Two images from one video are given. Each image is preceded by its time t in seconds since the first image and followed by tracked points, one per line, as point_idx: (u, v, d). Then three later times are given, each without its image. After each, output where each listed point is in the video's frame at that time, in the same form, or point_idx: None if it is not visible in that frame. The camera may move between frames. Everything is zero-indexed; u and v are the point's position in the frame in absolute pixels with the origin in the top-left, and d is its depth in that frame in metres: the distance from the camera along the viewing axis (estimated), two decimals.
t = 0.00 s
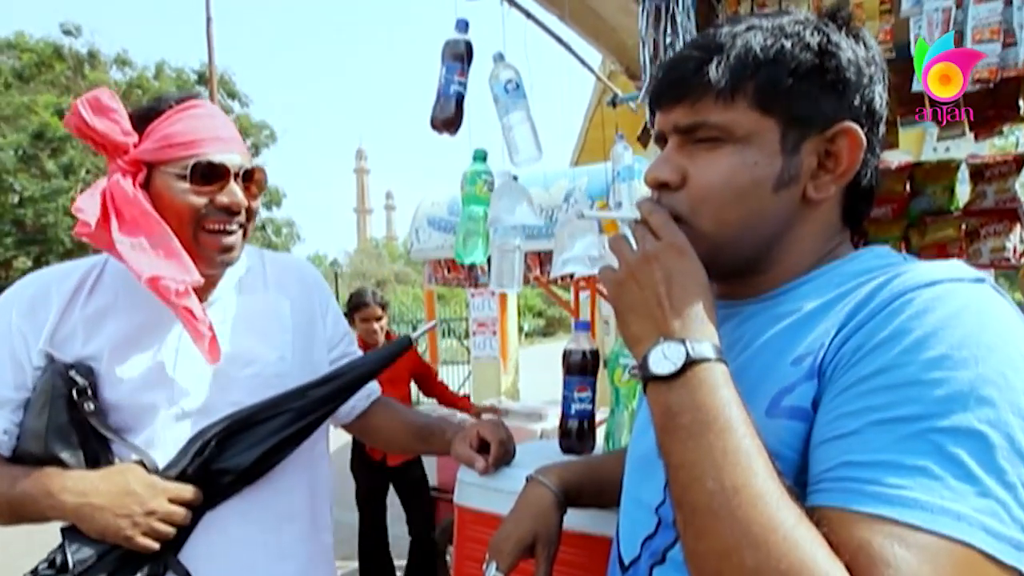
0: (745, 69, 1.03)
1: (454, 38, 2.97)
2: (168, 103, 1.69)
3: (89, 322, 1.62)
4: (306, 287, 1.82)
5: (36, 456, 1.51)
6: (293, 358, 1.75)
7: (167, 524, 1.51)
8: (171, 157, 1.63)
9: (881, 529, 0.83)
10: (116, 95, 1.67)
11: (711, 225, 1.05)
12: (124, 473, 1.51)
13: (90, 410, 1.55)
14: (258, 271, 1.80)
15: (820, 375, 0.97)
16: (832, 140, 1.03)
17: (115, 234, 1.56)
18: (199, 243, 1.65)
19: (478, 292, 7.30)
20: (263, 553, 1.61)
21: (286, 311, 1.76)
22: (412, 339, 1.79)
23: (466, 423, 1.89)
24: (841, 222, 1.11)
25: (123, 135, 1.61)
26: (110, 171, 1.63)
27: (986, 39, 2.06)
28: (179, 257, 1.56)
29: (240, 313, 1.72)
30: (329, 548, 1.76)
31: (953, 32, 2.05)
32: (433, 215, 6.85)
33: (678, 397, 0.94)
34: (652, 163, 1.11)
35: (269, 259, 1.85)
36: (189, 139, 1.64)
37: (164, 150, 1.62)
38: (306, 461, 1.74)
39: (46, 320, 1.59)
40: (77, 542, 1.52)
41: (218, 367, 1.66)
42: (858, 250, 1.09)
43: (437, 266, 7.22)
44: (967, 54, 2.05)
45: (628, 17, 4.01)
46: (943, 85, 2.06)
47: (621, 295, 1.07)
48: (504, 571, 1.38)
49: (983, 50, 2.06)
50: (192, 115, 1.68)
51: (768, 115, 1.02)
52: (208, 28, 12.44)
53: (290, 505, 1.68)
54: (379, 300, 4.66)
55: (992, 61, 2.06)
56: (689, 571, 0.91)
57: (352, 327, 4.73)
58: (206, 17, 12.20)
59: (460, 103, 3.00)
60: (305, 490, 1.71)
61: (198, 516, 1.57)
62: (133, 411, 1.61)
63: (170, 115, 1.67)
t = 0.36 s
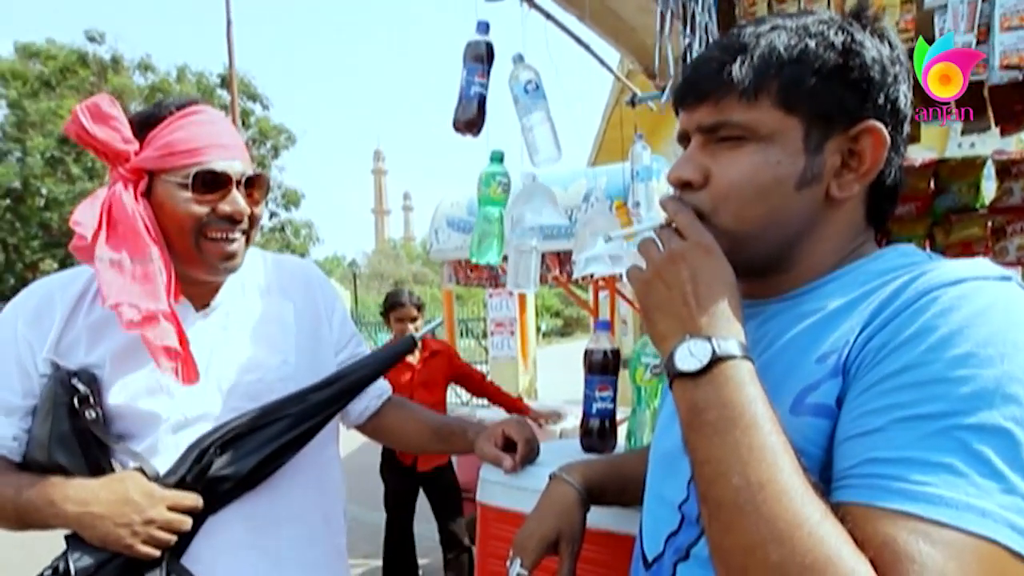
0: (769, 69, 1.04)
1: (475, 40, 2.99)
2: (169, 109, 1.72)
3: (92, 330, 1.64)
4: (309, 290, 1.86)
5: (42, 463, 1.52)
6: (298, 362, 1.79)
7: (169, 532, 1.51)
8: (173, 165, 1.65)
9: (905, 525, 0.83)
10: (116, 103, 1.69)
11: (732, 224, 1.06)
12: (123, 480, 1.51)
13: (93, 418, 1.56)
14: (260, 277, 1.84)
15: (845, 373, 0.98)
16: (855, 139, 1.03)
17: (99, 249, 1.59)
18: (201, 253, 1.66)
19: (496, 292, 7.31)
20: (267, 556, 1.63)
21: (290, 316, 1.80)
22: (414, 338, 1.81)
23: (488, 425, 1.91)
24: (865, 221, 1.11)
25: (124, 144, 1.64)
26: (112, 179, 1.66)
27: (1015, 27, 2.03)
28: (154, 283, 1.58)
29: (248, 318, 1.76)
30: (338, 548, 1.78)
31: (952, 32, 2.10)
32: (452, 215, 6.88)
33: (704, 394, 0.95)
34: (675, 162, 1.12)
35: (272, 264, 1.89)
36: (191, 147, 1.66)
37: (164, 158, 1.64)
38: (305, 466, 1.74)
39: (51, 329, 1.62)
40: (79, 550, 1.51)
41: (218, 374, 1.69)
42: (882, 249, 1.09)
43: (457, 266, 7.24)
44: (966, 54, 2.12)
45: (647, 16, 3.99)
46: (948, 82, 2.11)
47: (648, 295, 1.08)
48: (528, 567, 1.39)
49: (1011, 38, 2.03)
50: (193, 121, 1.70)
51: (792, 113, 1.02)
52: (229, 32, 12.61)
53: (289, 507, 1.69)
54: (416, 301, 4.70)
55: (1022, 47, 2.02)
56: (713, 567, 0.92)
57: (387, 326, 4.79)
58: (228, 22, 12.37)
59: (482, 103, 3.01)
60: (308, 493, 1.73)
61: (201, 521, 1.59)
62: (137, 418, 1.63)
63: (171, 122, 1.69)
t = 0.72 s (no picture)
0: (786, 63, 1.04)
1: (489, 37, 3.00)
2: (216, 106, 1.73)
3: (137, 324, 1.67)
4: (347, 286, 1.86)
5: (89, 452, 1.54)
6: (334, 357, 1.80)
7: (209, 520, 1.53)
8: (217, 162, 1.66)
9: (919, 518, 0.83)
10: (165, 101, 1.71)
11: (747, 218, 1.06)
12: (166, 469, 1.52)
13: (138, 408, 1.59)
14: (299, 271, 1.85)
15: (861, 367, 0.98)
16: (873, 134, 1.03)
17: (142, 243, 1.63)
18: (245, 248, 1.68)
19: (508, 288, 7.33)
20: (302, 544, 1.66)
21: (327, 312, 1.81)
22: (446, 326, 1.82)
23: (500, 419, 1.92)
24: (882, 216, 1.10)
25: (170, 140, 1.65)
26: (159, 175, 1.68)
27: None
28: (190, 280, 1.61)
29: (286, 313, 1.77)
30: (367, 541, 1.80)
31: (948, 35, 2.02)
32: (465, 212, 6.91)
33: (719, 386, 0.95)
34: (690, 156, 1.12)
35: (311, 259, 1.89)
36: (237, 145, 1.67)
37: (210, 155, 1.65)
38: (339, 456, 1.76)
39: (98, 322, 1.65)
40: (124, 538, 1.54)
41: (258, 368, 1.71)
42: (898, 244, 1.09)
43: (470, 262, 7.23)
44: (963, 55, 2.02)
45: (662, 12, 3.98)
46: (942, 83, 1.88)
47: (663, 288, 1.09)
48: (541, 561, 1.39)
49: None
50: (239, 118, 1.71)
51: (808, 108, 1.02)
52: (242, 31, 12.71)
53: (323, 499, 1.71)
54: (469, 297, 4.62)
55: None
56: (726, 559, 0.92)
57: (437, 315, 4.88)
58: (241, 21, 12.46)
59: (494, 102, 3.01)
60: (342, 485, 1.75)
61: (240, 509, 1.61)
62: (182, 410, 1.65)
63: (218, 119, 1.70)
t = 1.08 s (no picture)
0: (782, 58, 1.03)
1: (497, 33, 2.99)
2: (254, 106, 1.74)
3: (170, 320, 1.68)
4: (376, 285, 1.85)
5: (123, 445, 1.55)
6: (362, 355, 1.79)
7: (243, 516, 1.54)
8: (255, 162, 1.67)
9: (922, 512, 0.82)
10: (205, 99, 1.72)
11: (750, 215, 1.05)
12: (200, 465, 1.53)
13: (172, 404, 1.60)
14: (330, 269, 1.84)
15: (871, 361, 0.96)
16: (876, 126, 1.01)
17: (181, 242, 1.62)
18: (279, 246, 1.67)
19: (515, 286, 7.33)
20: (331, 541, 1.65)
21: (356, 311, 1.79)
22: (476, 327, 1.80)
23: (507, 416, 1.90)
24: (889, 211, 1.08)
25: (210, 139, 1.65)
26: (197, 173, 1.68)
27: None
28: (231, 279, 1.61)
29: (312, 310, 1.76)
30: (389, 540, 1.80)
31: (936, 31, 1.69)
32: (472, 210, 6.92)
33: (721, 380, 0.94)
34: (693, 154, 1.11)
35: (340, 257, 1.88)
36: (274, 145, 1.68)
37: (249, 154, 1.66)
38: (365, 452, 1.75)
39: (132, 316, 1.65)
40: (159, 532, 1.54)
41: (289, 364, 1.70)
42: (911, 239, 1.07)
43: (477, 260, 7.18)
44: (967, 57, 1.68)
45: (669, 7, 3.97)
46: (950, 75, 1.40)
47: (666, 284, 1.08)
48: (547, 558, 1.38)
49: None
50: (276, 119, 1.72)
51: (807, 102, 1.01)
52: (248, 29, 12.72)
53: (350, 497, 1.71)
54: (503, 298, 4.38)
55: None
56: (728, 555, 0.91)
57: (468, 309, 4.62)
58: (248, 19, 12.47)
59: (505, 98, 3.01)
60: (368, 485, 1.75)
61: (271, 505, 1.61)
62: (213, 406, 1.66)
63: (255, 119, 1.71)
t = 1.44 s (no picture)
0: (783, 55, 1.01)
1: (499, 31, 2.98)
2: (255, 110, 1.72)
3: (182, 318, 1.67)
4: (385, 284, 1.81)
5: (136, 442, 1.56)
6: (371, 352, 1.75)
7: (256, 510, 1.54)
8: (262, 168, 1.66)
9: (930, 514, 0.80)
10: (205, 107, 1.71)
11: (753, 215, 1.03)
12: (215, 461, 1.53)
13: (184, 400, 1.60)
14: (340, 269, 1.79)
15: (880, 360, 0.95)
16: (880, 122, 0.99)
17: (196, 257, 1.64)
18: (292, 249, 1.66)
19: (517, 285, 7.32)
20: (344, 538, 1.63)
21: (362, 307, 1.75)
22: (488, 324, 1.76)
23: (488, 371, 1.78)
24: (896, 208, 1.07)
25: (215, 149, 1.66)
26: (206, 185, 1.69)
27: None
28: (249, 289, 1.62)
29: (321, 308, 1.72)
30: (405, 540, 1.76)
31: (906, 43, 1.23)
32: (474, 209, 6.91)
33: (721, 380, 0.93)
34: (696, 153, 1.10)
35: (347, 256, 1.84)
36: (280, 149, 1.66)
37: (254, 161, 1.65)
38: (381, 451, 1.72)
39: (144, 314, 1.65)
40: (173, 526, 1.54)
41: (298, 361, 1.67)
42: (920, 237, 1.05)
43: (480, 259, 7.16)
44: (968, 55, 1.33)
45: (672, 5, 3.95)
46: (948, 71, 1.07)
47: (666, 283, 1.06)
48: (551, 561, 1.37)
49: None
50: (279, 122, 1.70)
51: (809, 99, 0.99)
52: (251, 29, 12.73)
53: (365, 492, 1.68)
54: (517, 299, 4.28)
55: None
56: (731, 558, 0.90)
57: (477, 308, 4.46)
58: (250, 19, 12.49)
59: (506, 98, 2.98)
60: (386, 481, 1.72)
61: (284, 501, 1.60)
62: (224, 403, 1.64)
63: (257, 125, 1.69)
